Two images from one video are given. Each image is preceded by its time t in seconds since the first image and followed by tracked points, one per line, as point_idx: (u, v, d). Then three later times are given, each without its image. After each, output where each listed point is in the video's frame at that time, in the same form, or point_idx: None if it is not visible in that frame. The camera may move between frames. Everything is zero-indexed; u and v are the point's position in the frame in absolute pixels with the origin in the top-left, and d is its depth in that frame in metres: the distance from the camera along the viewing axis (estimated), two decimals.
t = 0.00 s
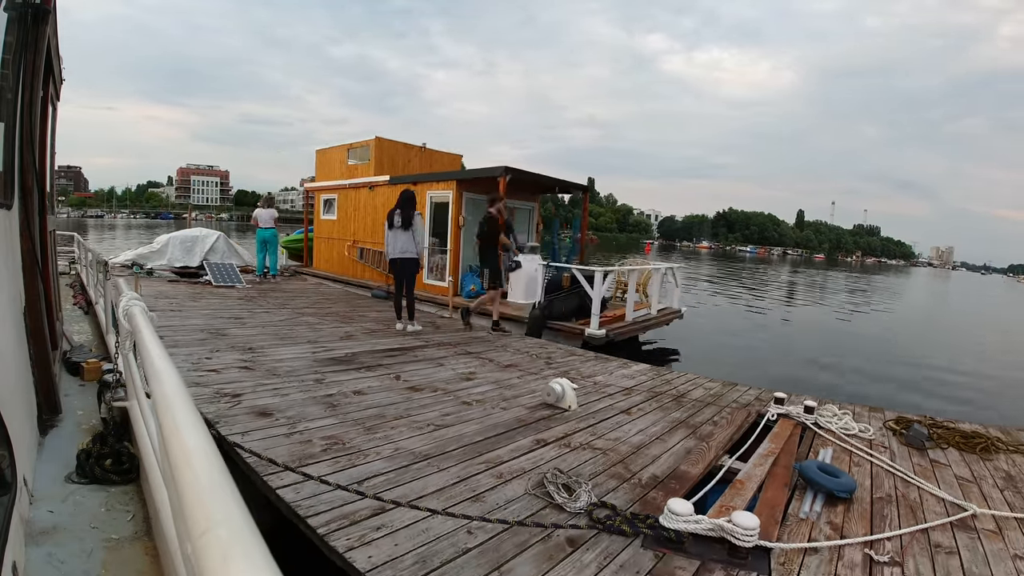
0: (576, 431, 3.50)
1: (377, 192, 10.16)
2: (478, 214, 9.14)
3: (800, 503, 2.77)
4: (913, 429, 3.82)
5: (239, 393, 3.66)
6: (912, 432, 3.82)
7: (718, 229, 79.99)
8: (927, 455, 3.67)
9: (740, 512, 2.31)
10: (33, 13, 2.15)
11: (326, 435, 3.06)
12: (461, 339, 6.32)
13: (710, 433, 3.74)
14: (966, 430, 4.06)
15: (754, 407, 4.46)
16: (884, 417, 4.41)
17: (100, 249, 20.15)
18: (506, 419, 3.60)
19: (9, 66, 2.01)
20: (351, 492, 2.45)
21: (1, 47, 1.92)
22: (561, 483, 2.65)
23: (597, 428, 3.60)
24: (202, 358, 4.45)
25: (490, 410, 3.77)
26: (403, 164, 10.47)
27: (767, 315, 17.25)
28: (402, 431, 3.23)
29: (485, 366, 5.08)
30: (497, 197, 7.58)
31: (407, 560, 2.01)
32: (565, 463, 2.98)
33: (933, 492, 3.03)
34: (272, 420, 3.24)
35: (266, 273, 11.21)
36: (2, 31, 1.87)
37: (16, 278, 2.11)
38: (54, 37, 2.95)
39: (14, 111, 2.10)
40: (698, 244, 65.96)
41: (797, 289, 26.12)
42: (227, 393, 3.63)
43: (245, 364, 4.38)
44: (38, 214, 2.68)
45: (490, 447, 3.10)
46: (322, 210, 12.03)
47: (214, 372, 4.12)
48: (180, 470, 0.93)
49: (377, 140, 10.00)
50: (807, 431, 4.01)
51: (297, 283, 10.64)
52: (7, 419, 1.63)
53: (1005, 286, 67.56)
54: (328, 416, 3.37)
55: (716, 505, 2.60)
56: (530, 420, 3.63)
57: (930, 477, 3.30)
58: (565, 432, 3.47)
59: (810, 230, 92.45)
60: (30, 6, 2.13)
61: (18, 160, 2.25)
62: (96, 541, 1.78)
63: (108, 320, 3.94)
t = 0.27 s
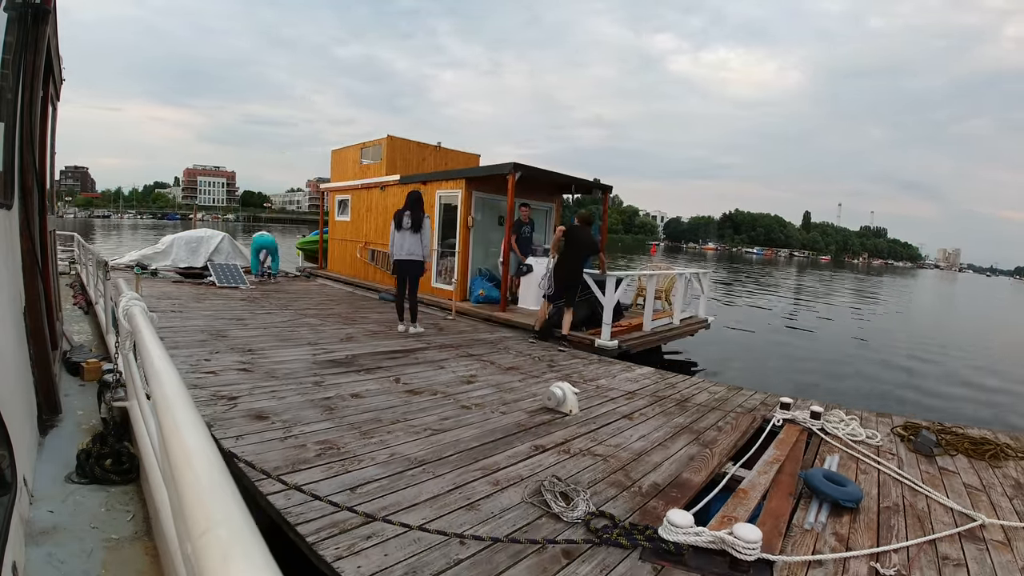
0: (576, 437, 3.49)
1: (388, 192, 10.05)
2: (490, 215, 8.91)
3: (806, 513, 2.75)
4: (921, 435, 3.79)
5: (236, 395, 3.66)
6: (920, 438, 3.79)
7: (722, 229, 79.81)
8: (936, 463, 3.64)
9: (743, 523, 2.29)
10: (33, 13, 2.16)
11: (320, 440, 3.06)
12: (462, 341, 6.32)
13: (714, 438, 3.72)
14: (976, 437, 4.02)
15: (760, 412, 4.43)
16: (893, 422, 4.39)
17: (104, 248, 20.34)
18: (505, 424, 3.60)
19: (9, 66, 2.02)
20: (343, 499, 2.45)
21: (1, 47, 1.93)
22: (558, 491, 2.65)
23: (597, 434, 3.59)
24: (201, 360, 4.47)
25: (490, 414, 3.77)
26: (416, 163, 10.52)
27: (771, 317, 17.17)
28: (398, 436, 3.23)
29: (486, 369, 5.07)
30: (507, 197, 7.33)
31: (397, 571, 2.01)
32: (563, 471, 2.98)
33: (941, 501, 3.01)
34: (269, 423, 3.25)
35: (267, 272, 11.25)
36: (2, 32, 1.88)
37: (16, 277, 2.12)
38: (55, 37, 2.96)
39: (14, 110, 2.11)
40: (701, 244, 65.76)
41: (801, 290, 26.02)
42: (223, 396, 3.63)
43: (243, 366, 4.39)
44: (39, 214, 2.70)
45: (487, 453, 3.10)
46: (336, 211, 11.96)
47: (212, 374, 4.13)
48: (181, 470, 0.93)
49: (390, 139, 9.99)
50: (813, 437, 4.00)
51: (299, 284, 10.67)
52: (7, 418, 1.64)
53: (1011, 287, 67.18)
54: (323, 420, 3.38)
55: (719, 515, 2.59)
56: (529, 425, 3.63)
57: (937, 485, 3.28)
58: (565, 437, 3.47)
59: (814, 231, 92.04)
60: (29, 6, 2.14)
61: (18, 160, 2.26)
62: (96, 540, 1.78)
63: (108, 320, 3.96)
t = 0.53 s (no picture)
0: (580, 437, 3.49)
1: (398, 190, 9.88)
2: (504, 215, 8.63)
3: (810, 511, 2.74)
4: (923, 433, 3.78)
5: (238, 396, 3.66)
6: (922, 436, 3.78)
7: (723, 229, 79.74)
8: (937, 460, 3.63)
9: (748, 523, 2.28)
10: (33, 13, 2.16)
11: (324, 441, 3.06)
12: (464, 340, 6.32)
13: (717, 437, 3.71)
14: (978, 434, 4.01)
15: (762, 410, 4.43)
16: (894, 420, 4.38)
17: (103, 249, 20.42)
18: (508, 424, 3.60)
19: (9, 66, 2.02)
20: (349, 501, 2.45)
21: (1, 47, 1.93)
22: (564, 492, 2.65)
23: (601, 433, 3.58)
24: (201, 361, 4.47)
25: (493, 414, 3.76)
26: (429, 160, 10.47)
27: (773, 316, 17.14)
28: (402, 437, 3.23)
29: (488, 368, 5.07)
30: (521, 194, 7.06)
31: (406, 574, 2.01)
32: (568, 471, 2.97)
33: (945, 499, 3.00)
34: (271, 425, 3.25)
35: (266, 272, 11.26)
36: (2, 32, 1.88)
37: (16, 277, 2.12)
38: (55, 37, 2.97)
39: (14, 110, 2.12)
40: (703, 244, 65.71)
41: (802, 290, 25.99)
42: (225, 397, 3.64)
43: (244, 367, 4.39)
44: (39, 214, 2.70)
45: (491, 453, 3.10)
46: (347, 211, 11.82)
47: (214, 375, 4.13)
48: (180, 470, 0.93)
49: (401, 137, 9.86)
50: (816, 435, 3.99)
51: (300, 283, 10.69)
52: (7, 419, 1.64)
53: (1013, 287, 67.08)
54: (326, 421, 3.38)
55: (724, 514, 2.58)
56: (533, 425, 3.62)
57: (940, 483, 3.27)
58: (568, 437, 3.46)
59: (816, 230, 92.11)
60: (29, 6, 2.14)
61: (18, 159, 2.26)
62: (96, 541, 1.78)
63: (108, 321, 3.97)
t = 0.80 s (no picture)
0: (581, 435, 3.48)
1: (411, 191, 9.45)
2: (525, 217, 8.18)
3: (808, 507, 2.74)
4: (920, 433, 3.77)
5: (241, 395, 3.66)
6: (919, 435, 3.77)
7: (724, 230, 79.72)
8: (934, 459, 3.63)
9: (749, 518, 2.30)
10: (33, 13, 2.17)
11: (328, 439, 3.06)
12: (464, 340, 6.32)
13: (715, 437, 3.70)
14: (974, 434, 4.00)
15: (759, 410, 4.42)
16: (890, 420, 4.38)
17: (104, 249, 20.47)
18: (510, 423, 3.59)
19: (9, 66, 2.02)
20: (354, 497, 2.44)
21: (1, 47, 1.94)
22: (566, 488, 2.65)
23: (601, 432, 3.58)
24: (204, 360, 4.48)
25: (494, 413, 3.76)
26: (443, 160, 10.10)
27: (774, 317, 17.14)
28: (406, 435, 3.23)
29: (488, 368, 5.08)
30: (550, 195, 6.65)
31: (412, 567, 2.00)
32: (570, 468, 2.97)
33: (940, 497, 2.99)
34: (275, 423, 3.25)
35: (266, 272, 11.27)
36: (1, 31, 1.88)
37: (16, 276, 2.13)
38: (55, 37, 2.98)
39: (14, 110, 2.12)
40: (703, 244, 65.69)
41: (802, 291, 25.99)
42: (229, 395, 3.64)
43: (246, 366, 4.40)
44: (39, 214, 2.71)
45: (494, 451, 3.09)
46: (356, 212, 11.44)
47: (215, 373, 4.13)
48: (180, 470, 0.93)
49: (414, 136, 9.57)
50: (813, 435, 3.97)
51: (300, 284, 10.70)
52: (7, 418, 1.64)
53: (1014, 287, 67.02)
54: (330, 419, 3.38)
55: (724, 510, 2.58)
56: (534, 423, 3.62)
57: (936, 481, 3.26)
58: (570, 435, 3.46)
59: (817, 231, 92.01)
60: (29, 6, 2.15)
61: (18, 159, 2.27)
62: (96, 541, 1.79)
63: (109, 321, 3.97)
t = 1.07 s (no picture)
0: (580, 433, 3.48)
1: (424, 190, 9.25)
2: (547, 217, 7.92)
3: (804, 505, 2.74)
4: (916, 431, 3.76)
5: (243, 395, 3.66)
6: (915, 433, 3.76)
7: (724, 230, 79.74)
8: (930, 457, 3.62)
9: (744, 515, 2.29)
10: (33, 12, 2.17)
11: (328, 438, 3.06)
12: (464, 339, 6.33)
13: (713, 435, 3.70)
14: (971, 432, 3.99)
15: (757, 408, 4.43)
16: (887, 418, 4.38)
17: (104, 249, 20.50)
18: (508, 421, 3.60)
19: (9, 67, 2.03)
20: (355, 495, 2.45)
21: (1, 47, 1.94)
22: (564, 486, 2.64)
23: (599, 430, 3.58)
24: (205, 360, 4.48)
25: (494, 412, 3.77)
26: (455, 158, 10.03)
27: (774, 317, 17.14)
28: (405, 434, 3.23)
29: (488, 368, 5.08)
30: (580, 194, 6.37)
31: (411, 564, 2.00)
32: (568, 466, 2.97)
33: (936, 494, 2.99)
34: (276, 422, 3.26)
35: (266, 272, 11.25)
36: (2, 31, 1.88)
37: (16, 276, 2.13)
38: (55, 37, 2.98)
39: (14, 110, 2.13)
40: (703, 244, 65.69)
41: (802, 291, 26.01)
42: (232, 395, 3.64)
43: (247, 366, 4.40)
44: (39, 213, 2.71)
45: (492, 449, 3.09)
46: (361, 212, 11.19)
47: (217, 374, 4.13)
48: (180, 470, 0.93)
49: (427, 132, 9.50)
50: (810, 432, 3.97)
51: (300, 283, 10.71)
52: (6, 418, 1.64)
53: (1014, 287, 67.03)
54: (330, 418, 3.38)
55: (718, 507, 2.57)
56: (532, 422, 3.62)
57: (932, 479, 3.26)
58: (568, 434, 3.46)
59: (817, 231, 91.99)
60: (29, 6, 2.15)
61: (19, 158, 2.27)
62: (96, 541, 1.79)
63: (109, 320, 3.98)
